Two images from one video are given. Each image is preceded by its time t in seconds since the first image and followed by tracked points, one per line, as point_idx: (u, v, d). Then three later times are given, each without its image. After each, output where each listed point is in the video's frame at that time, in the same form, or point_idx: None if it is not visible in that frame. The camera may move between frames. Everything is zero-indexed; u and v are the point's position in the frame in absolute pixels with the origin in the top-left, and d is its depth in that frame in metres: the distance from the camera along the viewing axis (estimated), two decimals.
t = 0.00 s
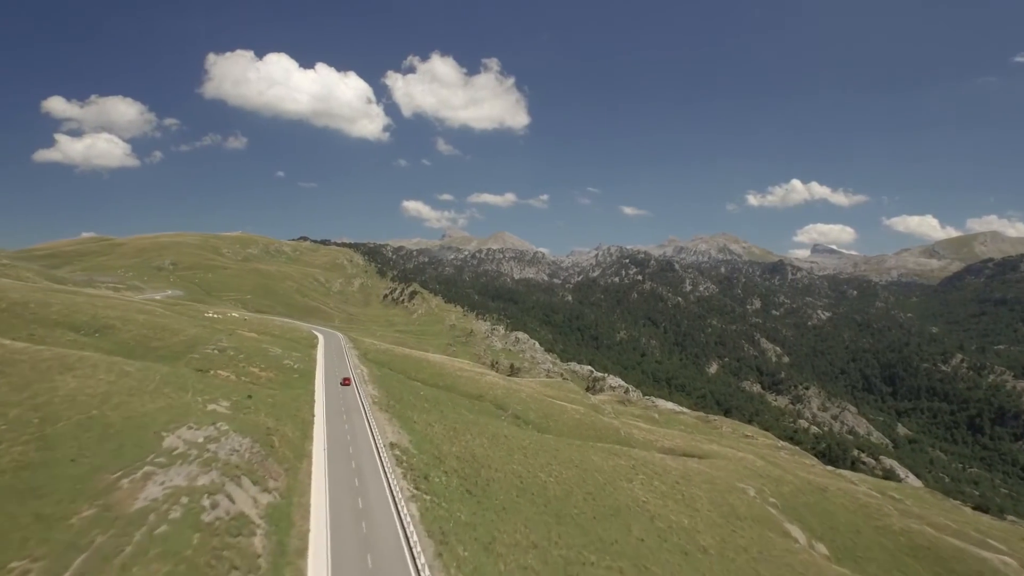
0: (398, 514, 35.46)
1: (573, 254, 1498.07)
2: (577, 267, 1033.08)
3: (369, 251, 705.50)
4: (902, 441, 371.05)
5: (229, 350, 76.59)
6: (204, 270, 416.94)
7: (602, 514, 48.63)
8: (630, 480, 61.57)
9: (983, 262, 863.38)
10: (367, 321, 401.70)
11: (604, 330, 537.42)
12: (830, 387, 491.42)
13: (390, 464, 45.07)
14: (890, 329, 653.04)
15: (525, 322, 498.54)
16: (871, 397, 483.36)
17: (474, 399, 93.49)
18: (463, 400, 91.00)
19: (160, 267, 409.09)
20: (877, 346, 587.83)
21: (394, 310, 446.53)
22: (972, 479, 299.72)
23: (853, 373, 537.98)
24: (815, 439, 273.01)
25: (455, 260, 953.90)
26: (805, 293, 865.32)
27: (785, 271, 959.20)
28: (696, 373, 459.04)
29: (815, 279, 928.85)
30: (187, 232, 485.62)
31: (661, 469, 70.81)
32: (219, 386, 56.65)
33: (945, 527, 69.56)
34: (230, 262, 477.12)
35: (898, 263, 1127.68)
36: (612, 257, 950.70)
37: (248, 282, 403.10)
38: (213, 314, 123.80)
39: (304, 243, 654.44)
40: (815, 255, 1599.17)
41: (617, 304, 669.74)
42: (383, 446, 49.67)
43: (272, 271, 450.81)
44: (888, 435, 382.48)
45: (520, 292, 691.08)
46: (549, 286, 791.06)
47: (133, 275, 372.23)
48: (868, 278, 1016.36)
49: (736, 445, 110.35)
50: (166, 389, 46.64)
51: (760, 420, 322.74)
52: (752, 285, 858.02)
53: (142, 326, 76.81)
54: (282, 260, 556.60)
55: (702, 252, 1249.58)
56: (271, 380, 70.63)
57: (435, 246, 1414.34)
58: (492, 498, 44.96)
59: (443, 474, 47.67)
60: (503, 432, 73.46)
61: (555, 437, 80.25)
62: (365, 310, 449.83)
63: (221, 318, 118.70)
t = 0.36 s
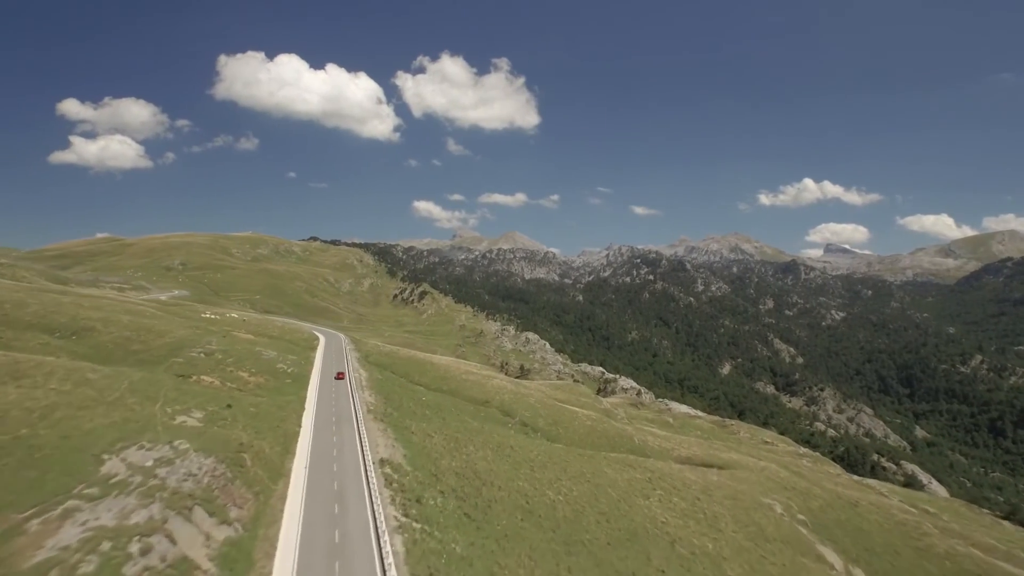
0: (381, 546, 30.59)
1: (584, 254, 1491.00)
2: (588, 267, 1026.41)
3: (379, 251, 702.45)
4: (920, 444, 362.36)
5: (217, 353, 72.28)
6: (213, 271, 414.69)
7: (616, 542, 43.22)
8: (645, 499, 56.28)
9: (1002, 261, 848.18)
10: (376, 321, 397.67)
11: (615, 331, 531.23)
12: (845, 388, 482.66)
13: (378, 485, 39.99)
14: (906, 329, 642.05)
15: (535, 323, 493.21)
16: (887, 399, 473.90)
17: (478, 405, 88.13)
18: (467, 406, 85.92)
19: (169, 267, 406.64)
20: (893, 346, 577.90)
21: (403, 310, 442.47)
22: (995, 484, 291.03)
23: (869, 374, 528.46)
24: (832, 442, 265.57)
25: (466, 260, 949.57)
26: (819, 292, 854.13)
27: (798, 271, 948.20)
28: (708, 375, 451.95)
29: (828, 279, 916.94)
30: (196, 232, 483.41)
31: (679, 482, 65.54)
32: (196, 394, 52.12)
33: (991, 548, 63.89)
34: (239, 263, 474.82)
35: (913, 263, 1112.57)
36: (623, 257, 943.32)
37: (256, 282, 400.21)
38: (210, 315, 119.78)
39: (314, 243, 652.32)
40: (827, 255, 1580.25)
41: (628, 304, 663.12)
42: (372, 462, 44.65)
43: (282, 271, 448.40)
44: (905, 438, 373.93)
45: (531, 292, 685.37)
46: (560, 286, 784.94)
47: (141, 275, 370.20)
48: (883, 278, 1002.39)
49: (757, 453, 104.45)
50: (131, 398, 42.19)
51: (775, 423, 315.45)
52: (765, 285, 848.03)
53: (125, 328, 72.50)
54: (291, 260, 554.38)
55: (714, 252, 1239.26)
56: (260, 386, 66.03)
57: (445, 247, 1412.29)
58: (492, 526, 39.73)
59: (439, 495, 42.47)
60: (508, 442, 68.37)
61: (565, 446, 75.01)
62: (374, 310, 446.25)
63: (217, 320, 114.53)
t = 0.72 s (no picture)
0: None
1: (594, 255, 1483.87)
2: (599, 267, 1019.13)
3: (389, 251, 699.47)
4: (940, 448, 353.50)
5: (202, 357, 67.69)
6: (223, 271, 412.52)
7: None
8: (664, 519, 51.29)
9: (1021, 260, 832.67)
10: (385, 321, 394.16)
11: (627, 331, 525.09)
12: (861, 390, 473.77)
13: (361, 512, 35.15)
14: (924, 330, 630.62)
15: (546, 323, 488.08)
16: (905, 401, 464.50)
17: (483, 411, 83.22)
18: (472, 413, 80.94)
19: (179, 267, 404.73)
20: (910, 348, 567.24)
21: (413, 310, 438.36)
22: (1019, 489, 282.34)
23: (885, 375, 518.62)
24: (851, 445, 258.16)
25: (477, 261, 945.22)
26: (834, 293, 842.72)
27: (812, 271, 936.45)
28: (722, 376, 444.87)
29: (843, 279, 905.05)
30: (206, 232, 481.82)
31: (699, 498, 60.23)
32: (168, 404, 47.49)
33: None
34: (249, 262, 472.85)
35: (929, 262, 1096.66)
36: (634, 257, 935.62)
37: (266, 282, 397.59)
38: (207, 316, 115.51)
39: (324, 244, 650.16)
40: (841, 255, 1563.04)
41: (640, 304, 656.24)
42: (358, 484, 39.72)
43: (291, 271, 445.66)
44: (925, 441, 365.10)
45: (542, 292, 680.19)
46: (571, 286, 778.81)
47: (151, 275, 368.54)
48: (899, 278, 988.15)
49: (779, 461, 98.78)
50: (85, 411, 38.03)
51: (791, 426, 307.90)
52: (778, 285, 837.90)
53: (107, 329, 68.40)
54: (301, 260, 552.06)
55: (726, 252, 1228.26)
56: (246, 393, 61.55)
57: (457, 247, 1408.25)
58: (491, 558, 34.90)
59: (432, 521, 37.43)
60: (515, 454, 63.36)
61: (576, 458, 69.83)
62: (384, 310, 442.82)
63: (213, 321, 110.22)
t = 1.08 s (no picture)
0: None
1: (606, 255, 1476.00)
2: (611, 267, 1011.86)
3: (400, 251, 696.25)
4: (961, 451, 344.50)
5: (183, 361, 62.92)
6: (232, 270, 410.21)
7: None
8: (687, 545, 45.83)
9: None
10: (394, 321, 390.26)
11: (639, 331, 518.64)
12: (878, 391, 464.62)
13: (335, 547, 30.22)
14: (941, 331, 619.23)
15: (557, 323, 482.60)
16: (923, 403, 454.86)
17: (488, 418, 78.01)
18: (475, 421, 75.68)
19: (188, 267, 402.48)
20: (928, 348, 556.76)
21: (423, 310, 434.35)
22: None
23: (903, 376, 508.67)
24: (870, 449, 250.82)
25: (488, 261, 940.85)
26: (849, 293, 831.02)
27: (826, 271, 924.37)
28: (736, 377, 437.49)
29: (857, 279, 892.39)
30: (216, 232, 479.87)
31: (723, 518, 54.74)
32: (132, 414, 42.67)
33: None
34: (258, 262, 470.77)
35: (946, 262, 1080.67)
36: (646, 257, 927.62)
37: (275, 282, 394.80)
38: (202, 317, 110.93)
39: (334, 244, 647.71)
40: (855, 255, 1545.23)
41: (651, 305, 649.15)
42: (337, 511, 34.56)
43: (301, 271, 442.84)
44: (944, 444, 356.30)
45: (553, 292, 674.55)
46: (583, 286, 772.40)
47: (160, 275, 366.38)
48: (915, 278, 973.73)
49: (804, 471, 92.80)
50: (21, 431, 33.51)
51: (807, 429, 300.53)
52: (792, 285, 827.42)
53: (83, 330, 63.93)
54: (312, 261, 549.67)
55: (739, 252, 1217.13)
56: (229, 400, 56.82)
57: (468, 247, 1403.90)
58: None
59: (421, 556, 32.18)
60: (521, 469, 58.15)
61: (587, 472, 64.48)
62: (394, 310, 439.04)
63: (209, 322, 105.78)
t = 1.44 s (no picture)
0: None
1: (618, 255, 1467.52)
2: (622, 267, 1004.62)
3: (411, 252, 693.02)
4: (982, 456, 335.47)
5: (162, 365, 58.19)
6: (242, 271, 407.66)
7: None
8: None
9: None
10: (404, 322, 386.36)
11: (651, 332, 511.98)
12: (895, 394, 455.56)
13: None
14: (959, 332, 607.81)
15: (568, 324, 477.28)
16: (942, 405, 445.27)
17: (491, 428, 72.78)
18: (478, 431, 70.36)
19: (198, 267, 400.08)
20: (946, 350, 545.91)
21: (433, 311, 430.46)
22: None
23: (920, 378, 498.83)
24: (890, 454, 243.37)
25: (499, 262, 936.51)
26: (865, 293, 819.20)
27: (841, 271, 912.70)
28: (749, 379, 430.13)
29: (873, 279, 879.70)
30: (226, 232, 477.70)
31: (749, 543, 49.19)
32: (83, 429, 37.81)
33: None
34: (268, 263, 468.41)
35: (963, 262, 1064.30)
36: (658, 257, 919.63)
37: (284, 283, 391.80)
38: (197, 318, 106.40)
39: (345, 244, 645.29)
40: (870, 255, 1527.50)
41: (663, 305, 642.35)
42: (302, 548, 29.53)
43: (311, 271, 440.04)
44: (965, 449, 347.36)
45: (564, 292, 668.84)
46: (594, 287, 765.72)
47: (169, 276, 364.08)
48: (931, 278, 959.28)
49: (830, 483, 86.79)
50: None
51: (824, 433, 293.01)
52: (806, 285, 816.99)
53: (54, 332, 59.40)
54: (322, 261, 547.35)
55: (751, 252, 1205.48)
56: (207, 411, 52.05)
57: (478, 248, 1399.07)
58: None
59: None
60: (526, 487, 52.73)
61: (599, 489, 59.08)
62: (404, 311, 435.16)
63: (204, 324, 101.49)
